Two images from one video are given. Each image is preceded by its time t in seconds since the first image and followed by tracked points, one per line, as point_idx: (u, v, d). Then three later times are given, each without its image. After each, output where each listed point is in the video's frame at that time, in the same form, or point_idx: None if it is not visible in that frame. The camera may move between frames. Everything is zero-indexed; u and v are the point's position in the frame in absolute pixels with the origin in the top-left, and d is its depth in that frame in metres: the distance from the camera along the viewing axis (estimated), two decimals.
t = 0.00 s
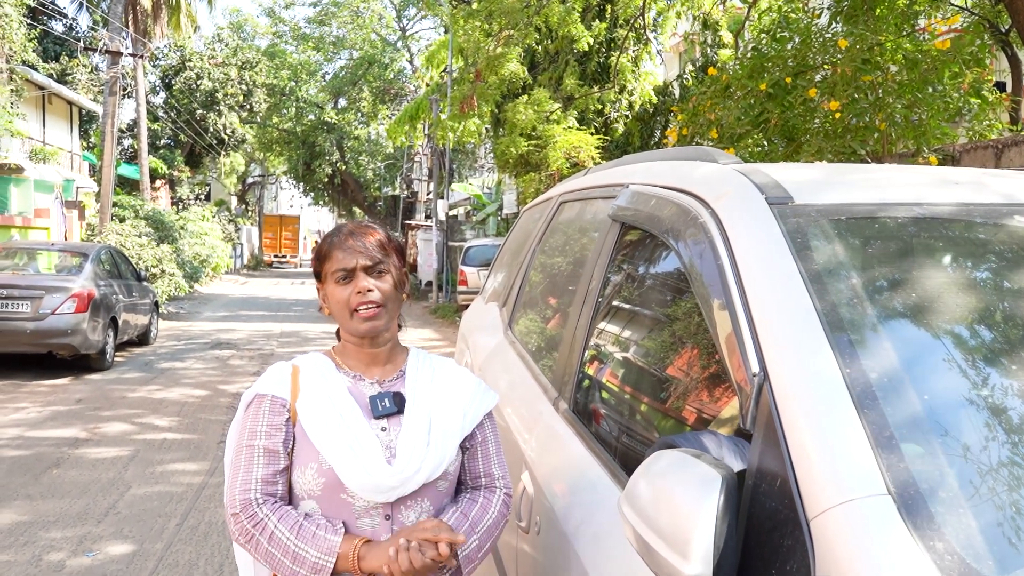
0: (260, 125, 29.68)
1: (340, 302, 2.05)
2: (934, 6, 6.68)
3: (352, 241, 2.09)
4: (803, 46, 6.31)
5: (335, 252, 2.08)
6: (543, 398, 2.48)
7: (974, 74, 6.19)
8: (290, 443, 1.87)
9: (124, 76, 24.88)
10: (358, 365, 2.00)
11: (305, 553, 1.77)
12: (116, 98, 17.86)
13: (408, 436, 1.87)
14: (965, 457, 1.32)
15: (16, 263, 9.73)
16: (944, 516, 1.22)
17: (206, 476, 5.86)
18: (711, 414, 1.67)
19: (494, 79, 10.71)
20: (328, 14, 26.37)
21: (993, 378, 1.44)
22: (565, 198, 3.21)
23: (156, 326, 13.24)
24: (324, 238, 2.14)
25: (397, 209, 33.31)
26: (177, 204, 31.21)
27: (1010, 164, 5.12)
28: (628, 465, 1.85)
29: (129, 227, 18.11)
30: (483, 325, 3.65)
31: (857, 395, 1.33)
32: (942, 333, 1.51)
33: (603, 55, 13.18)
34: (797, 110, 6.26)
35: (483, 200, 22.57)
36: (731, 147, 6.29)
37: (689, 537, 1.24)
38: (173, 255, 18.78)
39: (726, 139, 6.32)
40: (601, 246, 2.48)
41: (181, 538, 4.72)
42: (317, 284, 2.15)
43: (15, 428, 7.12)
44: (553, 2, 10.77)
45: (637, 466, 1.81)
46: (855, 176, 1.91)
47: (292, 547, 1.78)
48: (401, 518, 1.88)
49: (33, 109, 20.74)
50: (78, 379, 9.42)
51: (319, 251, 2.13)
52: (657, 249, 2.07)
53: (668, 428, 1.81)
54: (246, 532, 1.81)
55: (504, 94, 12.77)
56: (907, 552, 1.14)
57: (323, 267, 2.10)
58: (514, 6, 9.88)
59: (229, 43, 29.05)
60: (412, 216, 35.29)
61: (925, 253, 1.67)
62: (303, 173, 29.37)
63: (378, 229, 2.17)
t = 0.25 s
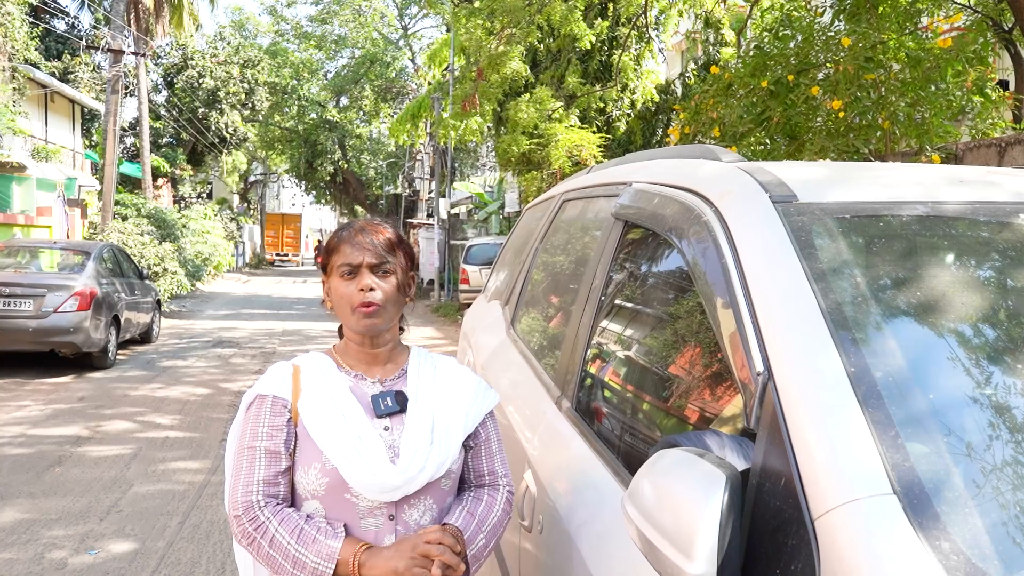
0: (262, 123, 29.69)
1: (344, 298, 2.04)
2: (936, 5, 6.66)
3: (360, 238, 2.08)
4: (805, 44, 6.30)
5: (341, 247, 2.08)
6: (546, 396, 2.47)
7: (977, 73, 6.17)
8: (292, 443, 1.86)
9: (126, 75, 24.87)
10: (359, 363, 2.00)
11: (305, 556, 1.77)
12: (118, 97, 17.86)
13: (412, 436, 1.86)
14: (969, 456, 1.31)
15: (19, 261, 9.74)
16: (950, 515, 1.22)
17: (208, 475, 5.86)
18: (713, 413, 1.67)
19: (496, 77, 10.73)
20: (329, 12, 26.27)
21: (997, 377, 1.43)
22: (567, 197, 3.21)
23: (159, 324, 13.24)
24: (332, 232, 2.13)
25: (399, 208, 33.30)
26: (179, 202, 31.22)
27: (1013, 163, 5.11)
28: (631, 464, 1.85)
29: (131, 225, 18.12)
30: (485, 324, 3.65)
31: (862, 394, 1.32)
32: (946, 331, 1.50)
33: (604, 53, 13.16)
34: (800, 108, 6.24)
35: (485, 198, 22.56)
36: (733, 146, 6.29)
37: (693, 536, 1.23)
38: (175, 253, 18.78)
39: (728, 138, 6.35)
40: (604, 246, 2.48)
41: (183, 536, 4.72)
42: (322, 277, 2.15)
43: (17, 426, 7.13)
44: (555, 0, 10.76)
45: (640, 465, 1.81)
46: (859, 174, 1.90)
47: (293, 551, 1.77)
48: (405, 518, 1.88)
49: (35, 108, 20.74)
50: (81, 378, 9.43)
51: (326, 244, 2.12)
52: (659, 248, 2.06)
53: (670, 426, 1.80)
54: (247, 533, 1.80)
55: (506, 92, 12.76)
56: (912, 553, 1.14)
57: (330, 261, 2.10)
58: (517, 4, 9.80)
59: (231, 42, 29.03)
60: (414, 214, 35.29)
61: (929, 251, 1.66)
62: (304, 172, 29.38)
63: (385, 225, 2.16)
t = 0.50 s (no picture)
0: (265, 122, 29.70)
1: (349, 296, 2.05)
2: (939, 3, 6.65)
3: (366, 237, 2.08)
4: (808, 43, 6.30)
5: (348, 245, 2.08)
6: (548, 394, 2.47)
7: (979, 71, 6.14)
8: (294, 440, 1.87)
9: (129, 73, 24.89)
10: (363, 362, 2.00)
11: (308, 553, 1.77)
12: (121, 95, 17.88)
13: (415, 433, 1.87)
14: (973, 454, 1.31)
15: (23, 260, 9.75)
16: (953, 514, 1.21)
17: (210, 473, 5.87)
18: (715, 411, 1.67)
19: (498, 76, 10.77)
20: (332, 10, 26.26)
21: (1000, 375, 1.43)
22: (570, 195, 3.21)
23: (161, 323, 13.25)
24: (338, 231, 2.14)
25: (402, 206, 33.30)
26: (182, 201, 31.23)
27: (1016, 161, 5.10)
28: (634, 461, 1.84)
29: (134, 223, 18.14)
30: (487, 322, 3.65)
31: (865, 392, 1.32)
32: (949, 330, 1.50)
33: (607, 52, 13.18)
34: (803, 105, 6.23)
35: (488, 196, 22.56)
36: (736, 144, 6.29)
37: (696, 534, 1.23)
38: (177, 251, 18.79)
39: (731, 137, 6.34)
40: (607, 243, 2.47)
41: (186, 533, 4.72)
42: (327, 274, 2.15)
43: (20, 424, 7.14)
44: None
45: (643, 463, 1.80)
46: (862, 172, 1.90)
47: (297, 547, 1.78)
48: (407, 515, 1.87)
49: (38, 106, 20.75)
50: (84, 376, 9.45)
51: (333, 242, 2.12)
52: (662, 246, 2.06)
53: (672, 425, 1.80)
54: (251, 530, 1.81)
55: (509, 90, 12.76)
56: (914, 550, 1.14)
57: (336, 259, 2.10)
58: (520, 2, 9.78)
59: (234, 40, 29.03)
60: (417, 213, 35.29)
61: (932, 249, 1.66)
62: (307, 170, 29.41)
63: (391, 224, 2.16)
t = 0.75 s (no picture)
0: (264, 120, 29.67)
1: (351, 292, 2.05)
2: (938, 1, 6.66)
3: (376, 235, 2.09)
4: (808, 41, 6.30)
5: (357, 241, 2.09)
6: (547, 394, 2.47)
7: (980, 70, 6.11)
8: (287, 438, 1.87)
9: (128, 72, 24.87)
10: (360, 360, 2.01)
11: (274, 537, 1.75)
12: (121, 94, 17.85)
13: (413, 431, 1.87)
14: (971, 453, 1.31)
15: (22, 258, 9.74)
16: (951, 513, 1.22)
17: (209, 472, 5.86)
18: (714, 410, 1.67)
19: (497, 74, 10.75)
20: (331, 9, 26.13)
21: (999, 374, 1.43)
22: (569, 194, 3.21)
23: (161, 321, 13.24)
24: (349, 227, 2.15)
25: (402, 205, 33.30)
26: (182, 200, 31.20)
27: (1015, 159, 5.10)
28: (633, 461, 1.85)
29: (134, 222, 18.12)
30: (487, 321, 3.66)
31: (863, 391, 1.32)
32: (948, 328, 1.50)
33: (607, 51, 13.19)
34: (803, 104, 6.23)
35: (487, 195, 22.55)
36: (735, 143, 6.27)
37: (694, 533, 1.23)
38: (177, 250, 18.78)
39: (730, 136, 6.31)
40: (606, 242, 2.47)
41: (185, 532, 4.72)
42: (332, 268, 2.16)
43: (20, 422, 7.14)
44: None
45: (642, 462, 1.81)
46: (861, 171, 1.90)
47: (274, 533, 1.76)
48: (406, 513, 1.87)
49: (38, 104, 20.73)
50: (84, 374, 9.44)
51: (342, 237, 2.13)
52: (662, 245, 2.06)
53: (672, 424, 1.80)
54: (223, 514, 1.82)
55: (508, 89, 12.75)
56: (911, 549, 1.14)
57: (343, 254, 2.11)
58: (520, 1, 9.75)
59: (233, 39, 28.99)
60: (416, 211, 35.29)
61: (931, 248, 1.66)
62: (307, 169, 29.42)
63: (400, 224, 2.17)
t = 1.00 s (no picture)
0: (262, 123, 29.66)
1: (355, 294, 2.04)
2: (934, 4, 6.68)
3: (391, 243, 2.08)
4: (805, 44, 6.31)
5: (371, 245, 2.08)
6: (545, 397, 2.47)
7: (976, 73, 6.17)
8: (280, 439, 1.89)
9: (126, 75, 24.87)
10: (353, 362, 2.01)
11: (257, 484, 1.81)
12: (118, 97, 17.84)
13: (405, 431, 1.87)
14: (966, 456, 1.31)
15: (19, 261, 9.73)
16: (945, 515, 1.22)
17: (207, 475, 5.86)
18: (712, 413, 1.67)
19: (495, 77, 10.78)
20: (329, 11, 26.19)
21: (995, 376, 1.43)
22: (567, 197, 3.21)
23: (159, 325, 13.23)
24: (365, 228, 2.13)
25: (400, 207, 33.31)
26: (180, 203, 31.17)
27: (1012, 162, 5.12)
28: (630, 463, 1.85)
29: (132, 225, 18.11)
30: (485, 324, 3.66)
31: (858, 394, 1.33)
32: (943, 331, 1.51)
33: (604, 53, 13.23)
34: (799, 107, 6.24)
35: (485, 198, 22.56)
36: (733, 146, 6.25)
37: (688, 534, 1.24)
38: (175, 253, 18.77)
39: (728, 138, 6.33)
40: (603, 245, 2.48)
41: (183, 536, 4.72)
42: (340, 262, 2.15)
43: (18, 425, 7.13)
44: (555, 1, 10.78)
45: (639, 464, 1.81)
46: (857, 174, 1.90)
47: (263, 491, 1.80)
48: (401, 513, 1.88)
49: (36, 107, 20.73)
50: (81, 378, 9.43)
51: (356, 237, 2.12)
52: (659, 248, 2.07)
53: (670, 426, 1.81)
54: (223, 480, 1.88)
55: (506, 92, 12.76)
56: (907, 550, 1.14)
57: (355, 253, 2.10)
58: (517, 4, 9.76)
59: (231, 42, 28.99)
60: (414, 214, 35.30)
61: (928, 251, 1.67)
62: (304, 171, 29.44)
63: (413, 233, 2.16)
